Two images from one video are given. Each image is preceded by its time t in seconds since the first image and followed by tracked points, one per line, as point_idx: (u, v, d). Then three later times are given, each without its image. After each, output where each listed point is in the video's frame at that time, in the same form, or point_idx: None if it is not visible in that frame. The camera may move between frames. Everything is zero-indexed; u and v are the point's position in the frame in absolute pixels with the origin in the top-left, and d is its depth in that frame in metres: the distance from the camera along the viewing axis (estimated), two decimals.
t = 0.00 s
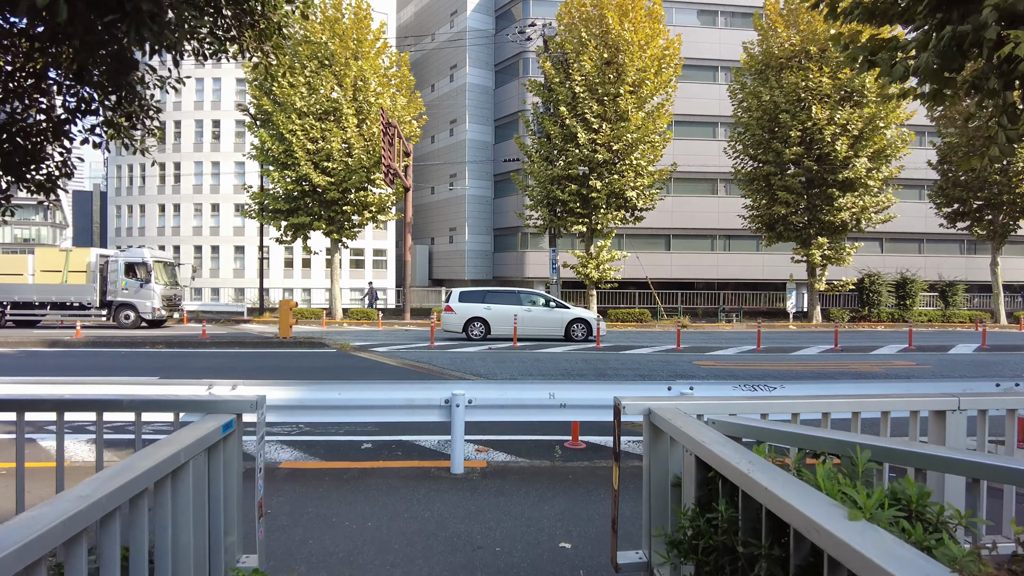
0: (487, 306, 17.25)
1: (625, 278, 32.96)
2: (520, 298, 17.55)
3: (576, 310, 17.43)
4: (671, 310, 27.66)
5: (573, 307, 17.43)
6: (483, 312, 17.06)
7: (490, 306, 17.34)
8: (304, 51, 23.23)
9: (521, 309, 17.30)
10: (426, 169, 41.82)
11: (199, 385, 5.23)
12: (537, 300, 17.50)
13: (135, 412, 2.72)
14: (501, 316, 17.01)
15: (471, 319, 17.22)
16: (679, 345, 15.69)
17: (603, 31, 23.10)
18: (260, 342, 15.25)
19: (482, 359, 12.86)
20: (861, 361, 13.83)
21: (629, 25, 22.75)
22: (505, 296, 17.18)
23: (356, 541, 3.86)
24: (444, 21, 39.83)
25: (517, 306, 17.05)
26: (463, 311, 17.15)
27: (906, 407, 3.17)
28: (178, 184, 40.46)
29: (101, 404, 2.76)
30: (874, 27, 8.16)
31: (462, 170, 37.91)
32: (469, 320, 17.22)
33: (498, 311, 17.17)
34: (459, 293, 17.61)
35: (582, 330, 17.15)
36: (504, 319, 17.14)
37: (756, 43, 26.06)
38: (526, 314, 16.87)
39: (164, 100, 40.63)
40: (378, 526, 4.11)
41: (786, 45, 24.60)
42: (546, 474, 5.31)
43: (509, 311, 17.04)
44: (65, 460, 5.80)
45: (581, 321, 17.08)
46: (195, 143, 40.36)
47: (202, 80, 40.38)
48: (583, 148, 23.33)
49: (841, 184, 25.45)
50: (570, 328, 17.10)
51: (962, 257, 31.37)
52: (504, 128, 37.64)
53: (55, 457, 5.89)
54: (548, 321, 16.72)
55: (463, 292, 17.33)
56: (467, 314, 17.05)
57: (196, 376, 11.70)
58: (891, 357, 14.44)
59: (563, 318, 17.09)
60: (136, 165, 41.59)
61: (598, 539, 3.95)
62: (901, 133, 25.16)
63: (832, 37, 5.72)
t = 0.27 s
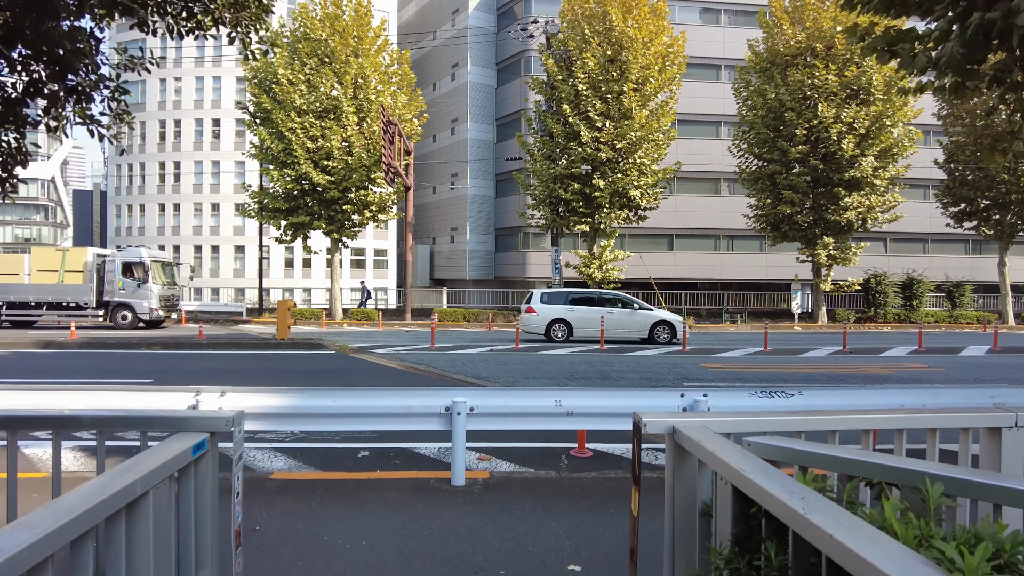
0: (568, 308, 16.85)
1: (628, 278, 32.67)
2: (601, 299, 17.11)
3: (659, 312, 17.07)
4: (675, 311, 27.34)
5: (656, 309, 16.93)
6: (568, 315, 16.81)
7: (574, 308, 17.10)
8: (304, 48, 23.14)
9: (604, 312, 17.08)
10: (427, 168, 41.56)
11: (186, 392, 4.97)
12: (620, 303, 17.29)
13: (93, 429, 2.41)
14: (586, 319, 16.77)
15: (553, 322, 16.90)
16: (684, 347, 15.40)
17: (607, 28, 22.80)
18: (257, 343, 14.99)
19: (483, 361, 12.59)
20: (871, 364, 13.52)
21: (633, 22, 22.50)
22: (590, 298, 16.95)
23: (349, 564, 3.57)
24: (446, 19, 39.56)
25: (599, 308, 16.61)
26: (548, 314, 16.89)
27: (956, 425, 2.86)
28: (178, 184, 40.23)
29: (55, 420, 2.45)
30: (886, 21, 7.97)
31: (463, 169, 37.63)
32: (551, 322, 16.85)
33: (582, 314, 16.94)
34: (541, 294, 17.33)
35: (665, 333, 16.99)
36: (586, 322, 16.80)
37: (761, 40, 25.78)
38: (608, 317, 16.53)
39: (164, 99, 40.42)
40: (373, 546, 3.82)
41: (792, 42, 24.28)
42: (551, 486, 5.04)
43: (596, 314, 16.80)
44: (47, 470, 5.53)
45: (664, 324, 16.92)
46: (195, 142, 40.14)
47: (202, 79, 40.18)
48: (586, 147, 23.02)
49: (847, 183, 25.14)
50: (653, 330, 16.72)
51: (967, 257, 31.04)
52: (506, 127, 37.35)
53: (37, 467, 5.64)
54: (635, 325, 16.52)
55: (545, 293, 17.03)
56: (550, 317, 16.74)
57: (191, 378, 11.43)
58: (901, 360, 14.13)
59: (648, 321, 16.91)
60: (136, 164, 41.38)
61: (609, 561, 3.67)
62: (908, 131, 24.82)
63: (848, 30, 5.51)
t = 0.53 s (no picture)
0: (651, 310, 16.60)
1: (630, 279, 32.43)
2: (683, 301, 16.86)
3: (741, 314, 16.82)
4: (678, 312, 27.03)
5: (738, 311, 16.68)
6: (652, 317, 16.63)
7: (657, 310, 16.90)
8: (303, 46, 22.93)
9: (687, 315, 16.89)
10: (428, 168, 41.32)
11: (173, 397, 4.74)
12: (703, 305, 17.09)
13: (48, 448, 2.14)
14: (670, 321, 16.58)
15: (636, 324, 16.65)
16: (689, 348, 15.15)
17: (609, 26, 22.57)
18: (254, 345, 14.73)
19: (484, 363, 12.34)
20: (879, 366, 13.27)
21: (635, 20, 22.26)
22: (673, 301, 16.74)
23: None
24: (447, 19, 39.31)
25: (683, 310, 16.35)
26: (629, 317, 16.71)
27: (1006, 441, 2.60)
28: (177, 184, 39.98)
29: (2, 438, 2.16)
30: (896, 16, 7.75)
31: (463, 169, 37.38)
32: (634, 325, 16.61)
33: (666, 316, 16.75)
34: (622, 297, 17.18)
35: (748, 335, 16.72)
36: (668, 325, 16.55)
37: (764, 39, 25.54)
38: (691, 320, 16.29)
39: (163, 99, 40.21)
40: (368, 566, 3.57)
41: (796, 41, 24.01)
42: (558, 498, 4.79)
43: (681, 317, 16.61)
44: (27, 480, 5.28)
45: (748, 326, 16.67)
46: (194, 141, 39.88)
47: (202, 78, 39.96)
48: (588, 146, 22.76)
49: (851, 183, 24.88)
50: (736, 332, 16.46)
51: (970, 258, 30.76)
52: (506, 126, 37.10)
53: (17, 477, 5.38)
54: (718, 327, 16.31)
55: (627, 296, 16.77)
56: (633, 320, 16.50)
57: (185, 381, 11.18)
58: (910, 362, 13.87)
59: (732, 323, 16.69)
60: (135, 164, 41.15)
61: None
62: (913, 131, 24.52)
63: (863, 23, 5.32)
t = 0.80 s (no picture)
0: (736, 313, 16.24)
1: (632, 279, 32.15)
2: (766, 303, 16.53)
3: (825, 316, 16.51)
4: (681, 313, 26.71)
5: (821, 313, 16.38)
6: (736, 319, 16.18)
7: (740, 312, 16.47)
8: (301, 44, 22.67)
9: (768, 317, 16.47)
10: (427, 168, 41.06)
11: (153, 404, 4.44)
12: (784, 306, 16.70)
13: None
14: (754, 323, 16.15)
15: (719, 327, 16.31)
16: (693, 350, 14.84)
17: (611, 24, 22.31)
18: (249, 347, 14.42)
19: (485, 366, 12.05)
20: (888, 368, 12.96)
21: (637, 18, 21.97)
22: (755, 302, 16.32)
23: None
24: (447, 18, 39.01)
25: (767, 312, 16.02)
26: (713, 319, 16.25)
27: None
28: (176, 184, 39.70)
29: None
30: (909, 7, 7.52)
31: (463, 169, 37.12)
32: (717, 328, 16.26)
33: (749, 317, 16.29)
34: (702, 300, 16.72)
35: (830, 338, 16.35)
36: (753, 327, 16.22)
37: (768, 37, 25.27)
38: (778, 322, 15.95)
39: (161, 98, 39.95)
40: None
41: (799, 38, 23.71)
42: (563, 513, 4.48)
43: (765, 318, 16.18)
44: None
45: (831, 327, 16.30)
46: (193, 141, 39.61)
47: (200, 78, 39.69)
48: (589, 145, 22.48)
49: (856, 183, 24.60)
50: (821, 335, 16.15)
51: (974, 259, 30.45)
52: (507, 126, 36.82)
53: None
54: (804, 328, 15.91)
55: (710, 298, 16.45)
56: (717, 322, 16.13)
57: (178, 383, 10.88)
58: (919, 364, 13.57)
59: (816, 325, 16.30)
60: (133, 164, 40.87)
61: None
62: (918, 129, 24.22)
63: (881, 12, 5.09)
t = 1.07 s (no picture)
0: (824, 314, 15.90)
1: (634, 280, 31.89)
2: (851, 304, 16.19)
3: (908, 317, 16.25)
4: (684, 313, 26.41)
5: (904, 314, 16.15)
6: (823, 320, 15.83)
7: (826, 313, 16.12)
8: (300, 42, 22.40)
9: (854, 318, 16.12)
10: (428, 168, 40.82)
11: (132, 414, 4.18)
12: (868, 307, 16.39)
13: None
14: (841, 323, 15.82)
15: (804, 330, 15.94)
16: (699, 352, 14.56)
17: (614, 21, 22.04)
18: (245, 349, 14.14)
19: (486, 368, 11.77)
20: (899, 370, 12.67)
21: (640, 14, 21.66)
22: (842, 302, 15.97)
23: None
24: (448, 16, 38.70)
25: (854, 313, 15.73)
26: (799, 319, 15.86)
27: None
28: (175, 184, 39.44)
29: None
30: None
31: (464, 169, 36.86)
32: (803, 330, 15.91)
33: (836, 318, 15.92)
34: (786, 300, 16.33)
35: (915, 338, 16.10)
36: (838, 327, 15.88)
37: (772, 34, 24.99)
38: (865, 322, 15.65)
39: (161, 98, 39.68)
40: None
41: (804, 35, 23.40)
42: (569, 530, 4.20)
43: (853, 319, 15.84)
44: None
45: (916, 328, 16.05)
46: (192, 141, 39.34)
47: (200, 77, 39.42)
48: (592, 143, 22.19)
49: (862, 182, 24.31)
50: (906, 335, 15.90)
51: (980, 259, 30.11)
52: (508, 126, 36.53)
53: None
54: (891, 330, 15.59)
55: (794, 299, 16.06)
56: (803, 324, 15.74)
57: (171, 386, 10.61)
58: (930, 366, 13.26)
59: (900, 326, 16.00)
60: (132, 164, 40.62)
61: None
62: (925, 127, 23.89)
63: None
